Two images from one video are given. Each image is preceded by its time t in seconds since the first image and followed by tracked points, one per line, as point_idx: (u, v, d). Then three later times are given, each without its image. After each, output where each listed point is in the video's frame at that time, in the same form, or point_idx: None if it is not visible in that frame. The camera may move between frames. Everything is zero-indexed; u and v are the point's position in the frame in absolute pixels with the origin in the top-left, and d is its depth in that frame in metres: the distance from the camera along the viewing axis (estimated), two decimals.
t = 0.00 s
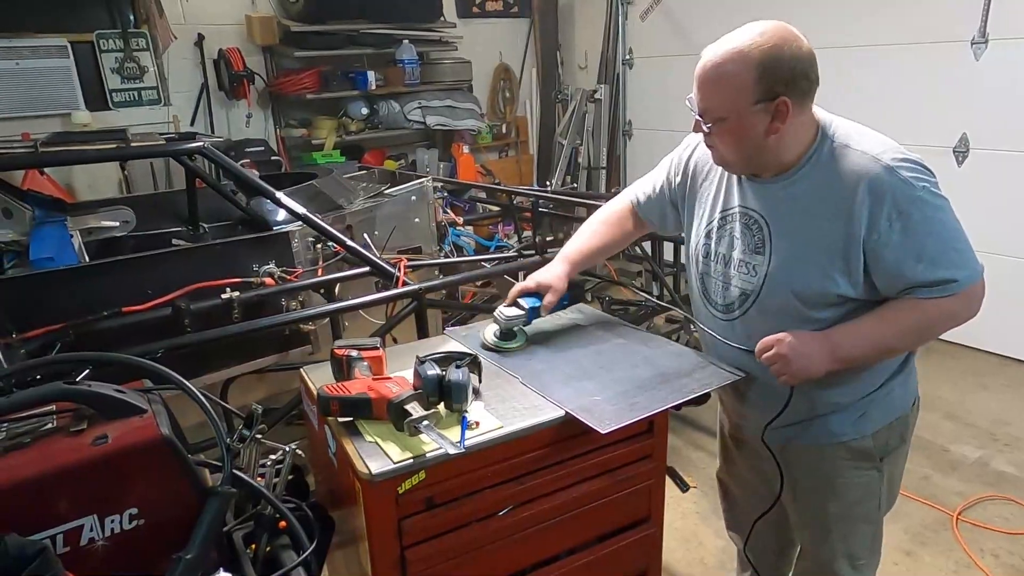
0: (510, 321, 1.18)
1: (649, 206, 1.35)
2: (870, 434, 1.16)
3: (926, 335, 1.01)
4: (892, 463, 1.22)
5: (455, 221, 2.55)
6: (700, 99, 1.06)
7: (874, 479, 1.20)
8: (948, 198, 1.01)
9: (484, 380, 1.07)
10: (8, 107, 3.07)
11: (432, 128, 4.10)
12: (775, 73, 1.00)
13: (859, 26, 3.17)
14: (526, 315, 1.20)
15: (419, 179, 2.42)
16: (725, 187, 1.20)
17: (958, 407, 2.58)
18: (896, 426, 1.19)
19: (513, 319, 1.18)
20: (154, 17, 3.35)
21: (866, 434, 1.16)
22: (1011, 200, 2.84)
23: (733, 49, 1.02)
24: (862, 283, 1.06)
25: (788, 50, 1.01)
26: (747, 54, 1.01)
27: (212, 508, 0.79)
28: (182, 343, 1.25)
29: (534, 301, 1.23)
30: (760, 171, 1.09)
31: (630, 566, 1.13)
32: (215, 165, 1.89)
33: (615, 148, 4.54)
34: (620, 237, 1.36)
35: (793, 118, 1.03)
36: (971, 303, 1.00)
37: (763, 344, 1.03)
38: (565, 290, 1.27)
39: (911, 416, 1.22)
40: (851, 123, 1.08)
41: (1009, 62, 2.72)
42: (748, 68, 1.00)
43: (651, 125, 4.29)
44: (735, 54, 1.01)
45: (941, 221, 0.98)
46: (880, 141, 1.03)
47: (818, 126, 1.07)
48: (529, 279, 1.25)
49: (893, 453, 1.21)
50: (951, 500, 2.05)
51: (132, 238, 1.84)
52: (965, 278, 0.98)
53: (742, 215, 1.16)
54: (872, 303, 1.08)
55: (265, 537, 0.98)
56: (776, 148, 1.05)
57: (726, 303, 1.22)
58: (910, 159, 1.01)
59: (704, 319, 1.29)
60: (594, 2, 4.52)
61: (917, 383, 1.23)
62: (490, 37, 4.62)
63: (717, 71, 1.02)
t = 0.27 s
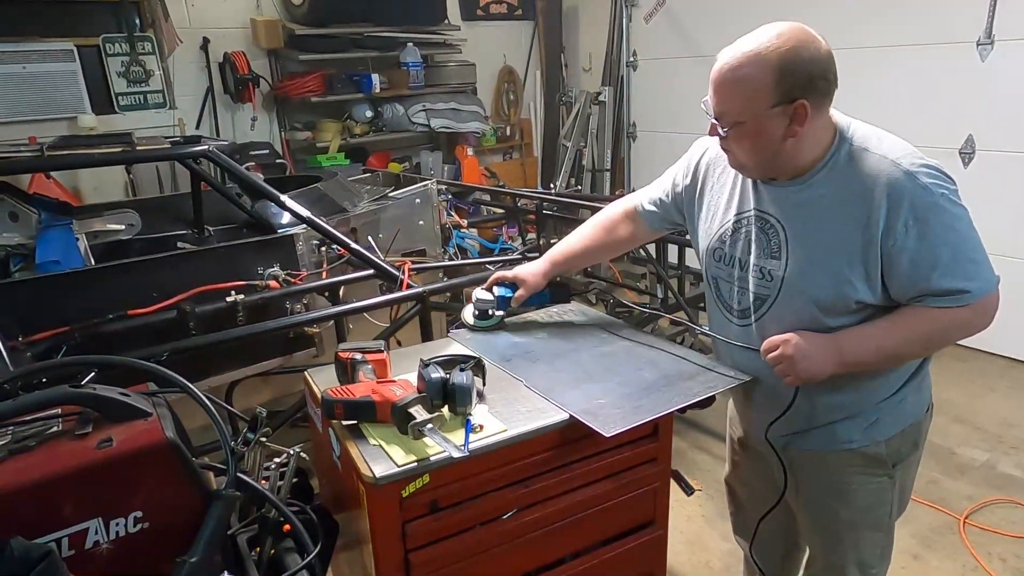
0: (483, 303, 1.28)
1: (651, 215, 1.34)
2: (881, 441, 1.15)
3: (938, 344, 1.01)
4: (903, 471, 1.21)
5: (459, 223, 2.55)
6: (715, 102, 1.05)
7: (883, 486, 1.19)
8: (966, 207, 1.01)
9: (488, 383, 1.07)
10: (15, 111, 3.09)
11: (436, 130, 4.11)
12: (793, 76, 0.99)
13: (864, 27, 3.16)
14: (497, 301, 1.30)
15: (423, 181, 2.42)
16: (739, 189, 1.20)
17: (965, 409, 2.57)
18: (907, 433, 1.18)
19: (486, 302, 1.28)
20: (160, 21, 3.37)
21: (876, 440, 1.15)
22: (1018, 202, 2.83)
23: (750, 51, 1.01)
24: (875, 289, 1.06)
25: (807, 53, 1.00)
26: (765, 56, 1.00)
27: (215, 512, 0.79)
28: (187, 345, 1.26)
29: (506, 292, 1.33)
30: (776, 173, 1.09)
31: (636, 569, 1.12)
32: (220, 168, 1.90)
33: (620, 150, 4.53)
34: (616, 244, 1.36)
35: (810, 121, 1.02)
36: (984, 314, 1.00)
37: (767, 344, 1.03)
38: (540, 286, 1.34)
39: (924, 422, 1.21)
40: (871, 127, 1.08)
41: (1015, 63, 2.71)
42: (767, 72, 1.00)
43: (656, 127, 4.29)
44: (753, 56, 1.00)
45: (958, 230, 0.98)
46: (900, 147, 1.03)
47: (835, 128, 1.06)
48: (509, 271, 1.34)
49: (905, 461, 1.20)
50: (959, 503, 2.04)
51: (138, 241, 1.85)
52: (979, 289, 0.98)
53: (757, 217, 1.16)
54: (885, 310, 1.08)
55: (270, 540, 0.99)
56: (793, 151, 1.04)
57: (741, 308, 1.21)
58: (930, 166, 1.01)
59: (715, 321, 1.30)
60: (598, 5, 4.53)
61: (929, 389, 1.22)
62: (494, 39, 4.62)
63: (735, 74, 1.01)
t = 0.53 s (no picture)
0: (521, 318, 1.23)
1: (678, 220, 1.34)
2: (888, 454, 1.15)
3: (946, 361, 1.01)
4: (910, 485, 1.20)
5: (463, 228, 2.56)
6: (728, 110, 1.06)
7: (890, 500, 1.18)
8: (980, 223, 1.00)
9: (491, 389, 1.06)
10: (23, 113, 3.11)
11: (441, 135, 4.12)
12: (805, 85, 0.99)
13: (869, 35, 3.16)
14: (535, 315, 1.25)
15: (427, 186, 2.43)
16: (751, 197, 1.20)
17: (969, 419, 2.56)
18: (916, 446, 1.17)
19: (524, 317, 1.24)
20: (167, 24, 3.39)
21: (883, 453, 1.15)
22: None
23: (763, 59, 1.01)
24: (883, 302, 1.05)
25: (820, 61, 1.00)
26: (778, 65, 1.00)
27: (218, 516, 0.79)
28: (191, 348, 1.26)
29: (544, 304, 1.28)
30: (789, 181, 1.09)
31: None
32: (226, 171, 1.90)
33: (624, 156, 4.54)
34: (647, 250, 1.36)
35: (823, 129, 1.02)
36: (995, 332, 0.99)
37: (771, 351, 1.04)
38: (577, 296, 1.31)
39: (933, 436, 1.20)
40: (886, 138, 1.07)
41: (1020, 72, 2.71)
42: (779, 80, 1.00)
43: (660, 133, 4.29)
44: (765, 65, 1.01)
45: (971, 246, 0.98)
46: (915, 159, 1.02)
47: (849, 137, 1.06)
48: (544, 283, 1.30)
49: (912, 475, 1.19)
50: (963, 513, 2.03)
51: (143, 244, 1.85)
52: (990, 306, 0.98)
53: (767, 225, 1.16)
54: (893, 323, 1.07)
55: (272, 544, 0.98)
56: (806, 159, 1.04)
57: (745, 314, 1.21)
58: (945, 179, 1.00)
59: (722, 328, 1.29)
60: (603, 12, 4.55)
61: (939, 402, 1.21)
62: (499, 45, 4.63)
63: (747, 83, 1.02)
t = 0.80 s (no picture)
0: (533, 334, 1.23)
1: (686, 231, 1.35)
2: (889, 473, 1.15)
3: (947, 380, 1.00)
4: (911, 506, 1.20)
5: (461, 241, 2.56)
6: (728, 125, 1.07)
7: (890, 520, 1.18)
8: (982, 241, 1.00)
9: (488, 403, 1.06)
10: (21, 123, 3.11)
11: (438, 147, 4.13)
12: (805, 101, 1.00)
13: (865, 51, 3.19)
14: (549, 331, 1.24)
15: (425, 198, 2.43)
16: (754, 211, 1.20)
17: (966, 433, 2.56)
18: (918, 466, 1.17)
19: (537, 333, 1.23)
20: (167, 36, 3.40)
21: (883, 473, 1.15)
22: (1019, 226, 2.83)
23: (764, 75, 1.02)
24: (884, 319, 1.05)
25: (820, 77, 1.01)
26: (778, 81, 1.01)
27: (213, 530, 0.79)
28: (187, 361, 1.25)
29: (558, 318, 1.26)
30: (789, 196, 1.09)
31: None
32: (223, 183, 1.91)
33: (621, 169, 4.55)
34: (653, 262, 1.36)
35: (822, 145, 1.03)
36: (996, 351, 0.99)
37: (772, 367, 1.05)
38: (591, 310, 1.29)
39: (935, 456, 1.20)
40: (888, 155, 1.07)
41: (1014, 88, 2.73)
42: (779, 96, 1.01)
43: (658, 147, 4.31)
44: (766, 80, 1.02)
45: (973, 264, 0.97)
46: (916, 176, 1.02)
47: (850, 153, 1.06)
48: (556, 299, 1.28)
49: (913, 496, 1.19)
50: (960, 528, 2.03)
51: (140, 255, 1.85)
52: (991, 326, 0.97)
53: (768, 240, 1.16)
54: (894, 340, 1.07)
55: (266, 559, 0.97)
56: (805, 175, 1.05)
57: (745, 327, 1.22)
58: (947, 197, 1.00)
59: (723, 340, 1.30)
60: (601, 26, 4.58)
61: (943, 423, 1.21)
62: (498, 58, 4.66)
63: (748, 98, 1.03)
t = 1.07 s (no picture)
0: (481, 333, 1.30)
1: (651, 253, 1.34)
2: (896, 490, 1.14)
3: (942, 387, 1.00)
4: (918, 522, 1.20)
5: (455, 254, 2.56)
6: (713, 143, 1.07)
7: (895, 537, 1.18)
8: (968, 247, 1.01)
9: (482, 419, 1.06)
10: (14, 138, 3.11)
11: (433, 160, 4.15)
12: (788, 120, 1.01)
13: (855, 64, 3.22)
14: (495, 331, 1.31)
15: (419, 212, 2.43)
16: (743, 231, 1.21)
17: (961, 444, 2.56)
18: (925, 482, 1.17)
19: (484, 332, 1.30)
20: (161, 51, 3.41)
21: (889, 489, 1.14)
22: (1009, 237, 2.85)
23: (747, 95, 1.03)
24: (877, 329, 1.05)
25: (803, 97, 1.02)
26: (761, 100, 1.02)
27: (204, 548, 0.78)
28: (180, 377, 1.25)
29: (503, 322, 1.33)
30: (772, 214, 1.10)
31: None
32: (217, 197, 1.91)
33: (615, 182, 4.58)
34: (616, 281, 1.36)
35: (805, 163, 1.03)
36: (989, 357, 0.99)
37: (765, 374, 1.05)
38: (536, 318, 1.34)
39: (943, 472, 1.20)
40: (869, 168, 1.09)
41: (1003, 100, 2.76)
42: (762, 115, 1.02)
43: (651, 159, 4.33)
44: (750, 100, 1.03)
45: (959, 270, 0.98)
46: (897, 187, 1.04)
47: (833, 171, 1.07)
48: (505, 304, 1.36)
49: (919, 512, 1.18)
50: (957, 540, 2.02)
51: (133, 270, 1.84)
52: (982, 330, 0.97)
53: (759, 258, 1.17)
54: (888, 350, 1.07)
55: None
56: (788, 193, 1.06)
57: (748, 350, 1.21)
58: (928, 205, 1.01)
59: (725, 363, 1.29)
60: (594, 40, 4.62)
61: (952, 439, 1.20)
62: (492, 71, 4.69)
63: (731, 117, 1.04)
